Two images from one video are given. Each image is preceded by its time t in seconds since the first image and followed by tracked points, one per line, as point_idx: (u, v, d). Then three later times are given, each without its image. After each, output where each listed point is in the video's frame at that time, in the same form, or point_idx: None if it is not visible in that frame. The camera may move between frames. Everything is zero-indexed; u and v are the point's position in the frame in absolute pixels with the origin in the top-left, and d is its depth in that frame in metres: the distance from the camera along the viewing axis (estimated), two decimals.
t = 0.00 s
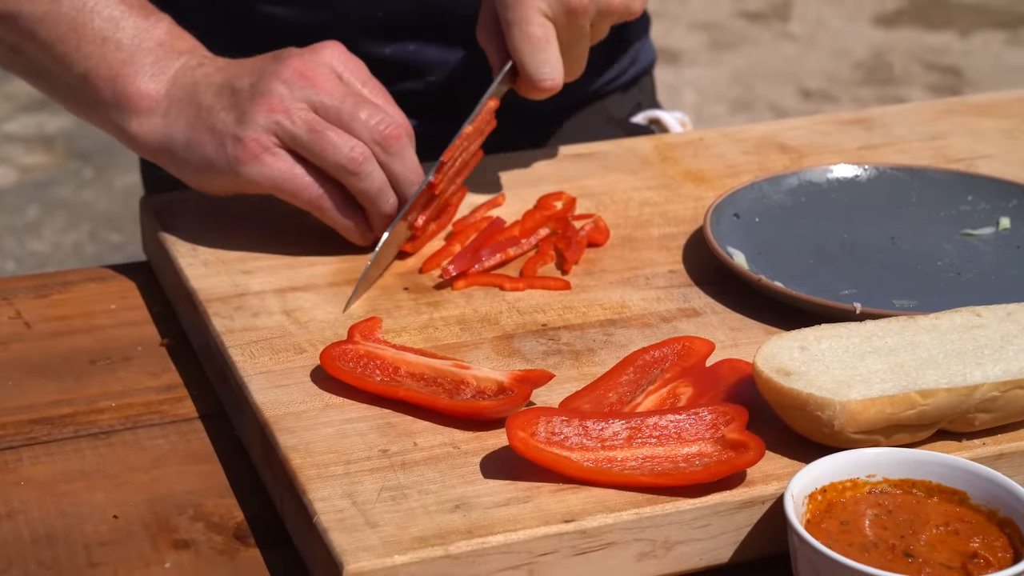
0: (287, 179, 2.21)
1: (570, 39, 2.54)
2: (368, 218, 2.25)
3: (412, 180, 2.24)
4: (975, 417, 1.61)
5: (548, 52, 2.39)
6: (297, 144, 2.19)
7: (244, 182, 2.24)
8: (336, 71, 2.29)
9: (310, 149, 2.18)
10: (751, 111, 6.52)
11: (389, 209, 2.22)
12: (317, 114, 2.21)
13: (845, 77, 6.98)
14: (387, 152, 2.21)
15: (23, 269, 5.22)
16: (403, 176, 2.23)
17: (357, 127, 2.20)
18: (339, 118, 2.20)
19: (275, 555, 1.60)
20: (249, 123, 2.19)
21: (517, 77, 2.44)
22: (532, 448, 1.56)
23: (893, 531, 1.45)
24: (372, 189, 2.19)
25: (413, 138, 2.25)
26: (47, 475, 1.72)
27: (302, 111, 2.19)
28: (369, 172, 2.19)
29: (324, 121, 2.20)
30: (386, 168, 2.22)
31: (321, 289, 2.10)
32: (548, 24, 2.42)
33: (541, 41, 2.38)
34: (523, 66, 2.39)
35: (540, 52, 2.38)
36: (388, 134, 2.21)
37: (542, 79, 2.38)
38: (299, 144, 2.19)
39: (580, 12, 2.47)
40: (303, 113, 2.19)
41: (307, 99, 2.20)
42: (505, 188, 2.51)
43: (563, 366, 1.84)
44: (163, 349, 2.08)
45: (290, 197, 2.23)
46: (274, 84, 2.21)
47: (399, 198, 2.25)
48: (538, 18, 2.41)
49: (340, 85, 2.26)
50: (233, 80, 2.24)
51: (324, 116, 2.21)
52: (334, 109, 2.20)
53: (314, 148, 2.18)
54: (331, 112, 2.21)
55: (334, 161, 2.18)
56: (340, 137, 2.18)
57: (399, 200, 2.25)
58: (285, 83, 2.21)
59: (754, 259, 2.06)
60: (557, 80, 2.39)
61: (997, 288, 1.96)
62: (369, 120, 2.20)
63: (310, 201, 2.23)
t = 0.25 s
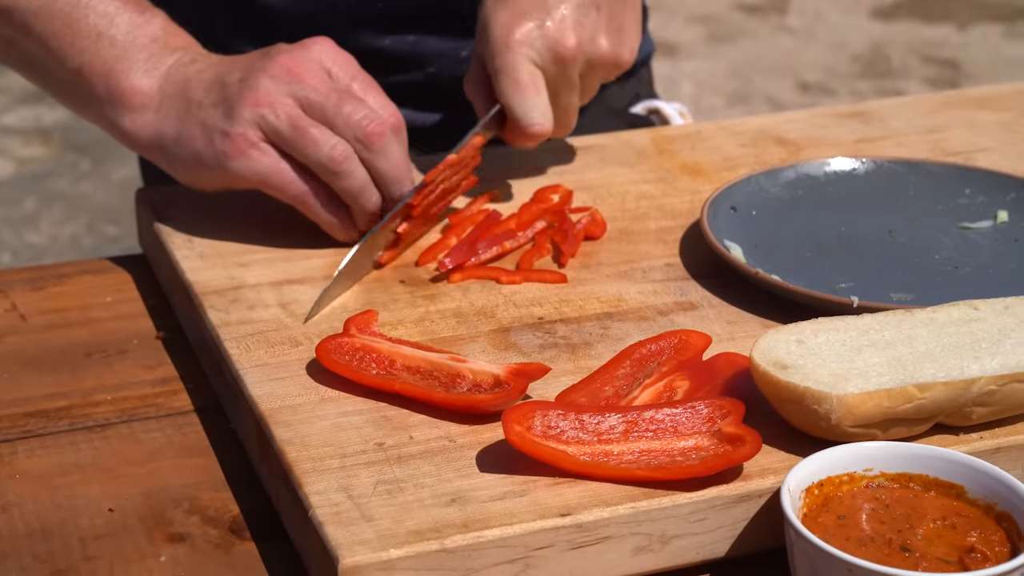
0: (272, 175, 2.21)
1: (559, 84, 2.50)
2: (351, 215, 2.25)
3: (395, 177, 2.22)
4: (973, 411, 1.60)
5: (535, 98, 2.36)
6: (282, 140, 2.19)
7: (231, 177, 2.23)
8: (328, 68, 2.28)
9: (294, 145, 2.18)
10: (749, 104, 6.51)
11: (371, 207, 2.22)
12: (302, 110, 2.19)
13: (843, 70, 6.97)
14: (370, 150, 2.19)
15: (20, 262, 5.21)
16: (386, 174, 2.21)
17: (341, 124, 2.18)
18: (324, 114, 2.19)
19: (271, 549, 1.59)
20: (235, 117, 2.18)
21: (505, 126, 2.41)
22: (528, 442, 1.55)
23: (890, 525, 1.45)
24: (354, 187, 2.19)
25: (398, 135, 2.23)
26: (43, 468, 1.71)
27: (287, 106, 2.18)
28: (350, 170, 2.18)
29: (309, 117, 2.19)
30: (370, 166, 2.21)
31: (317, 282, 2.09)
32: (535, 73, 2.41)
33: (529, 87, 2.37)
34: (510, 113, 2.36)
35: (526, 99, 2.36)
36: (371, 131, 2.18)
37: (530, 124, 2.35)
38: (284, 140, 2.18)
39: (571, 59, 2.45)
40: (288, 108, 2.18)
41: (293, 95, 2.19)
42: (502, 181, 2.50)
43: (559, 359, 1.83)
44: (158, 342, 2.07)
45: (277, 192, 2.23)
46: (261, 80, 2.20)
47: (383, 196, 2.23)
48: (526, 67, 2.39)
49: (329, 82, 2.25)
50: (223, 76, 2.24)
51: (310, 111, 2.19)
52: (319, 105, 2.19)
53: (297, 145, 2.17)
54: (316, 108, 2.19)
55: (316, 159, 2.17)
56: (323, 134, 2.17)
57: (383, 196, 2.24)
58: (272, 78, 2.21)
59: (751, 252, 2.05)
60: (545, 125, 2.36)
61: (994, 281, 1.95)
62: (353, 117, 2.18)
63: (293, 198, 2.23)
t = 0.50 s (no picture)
0: (262, 174, 2.21)
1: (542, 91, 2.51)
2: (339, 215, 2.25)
3: (385, 175, 2.23)
4: (974, 409, 1.60)
5: (516, 95, 2.38)
6: (271, 139, 2.19)
7: (221, 175, 2.23)
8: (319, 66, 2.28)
9: (283, 145, 2.19)
10: (749, 100, 6.50)
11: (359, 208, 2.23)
12: (292, 108, 2.20)
13: (843, 66, 6.96)
14: (359, 149, 2.20)
15: (18, 259, 5.20)
16: (376, 173, 2.23)
17: (331, 122, 2.19)
18: (313, 113, 2.19)
19: (269, 548, 1.59)
20: (226, 116, 2.17)
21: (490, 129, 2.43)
22: (527, 440, 1.55)
23: (891, 523, 1.44)
24: (342, 188, 2.20)
25: (387, 133, 2.24)
26: (40, 467, 1.71)
27: (276, 105, 2.18)
28: (338, 171, 2.19)
29: (299, 116, 2.20)
30: (359, 164, 2.22)
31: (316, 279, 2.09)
32: (518, 72, 2.42)
33: (512, 85, 2.38)
34: (495, 113, 2.38)
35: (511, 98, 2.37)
36: (361, 130, 2.19)
37: (515, 123, 2.36)
38: (273, 139, 2.19)
39: (552, 62, 2.47)
40: (277, 107, 2.18)
41: (283, 93, 2.20)
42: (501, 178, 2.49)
43: (559, 358, 1.82)
44: (156, 340, 2.06)
45: (268, 189, 2.23)
46: (251, 79, 2.20)
47: (372, 193, 2.25)
48: (509, 67, 2.41)
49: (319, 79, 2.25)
50: (215, 74, 2.23)
51: (299, 109, 2.20)
52: (308, 103, 2.19)
53: (286, 145, 2.18)
54: (306, 106, 2.20)
55: (305, 159, 2.18)
56: (311, 135, 2.19)
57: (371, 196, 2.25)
58: (263, 77, 2.21)
59: (751, 249, 2.05)
60: (530, 123, 2.37)
61: (995, 279, 1.95)
62: (343, 115, 2.19)
63: (282, 197, 2.22)
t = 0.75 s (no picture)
0: (258, 172, 2.21)
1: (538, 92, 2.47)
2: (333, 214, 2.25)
3: (379, 177, 2.23)
4: (973, 411, 1.59)
5: (515, 95, 2.36)
6: (267, 138, 2.19)
7: (216, 172, 2.23)
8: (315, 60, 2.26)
9: (278, 144, 2.19)
10: (747, 99, 6.49)
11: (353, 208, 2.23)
12: (288, 107, 2.19)
13: (841, 66, 6.96)
14: (354, 150, 2.20)
15: (16, 256, 5.19)
16: (370, 174, 2.22)
17: (326, 122, 2.19)
18: (308, 112, 2.19)
19: (267, 551, 1.58)
20: (221, 114, 2.17)
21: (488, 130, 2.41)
22: (526, 442, 1.54)
23: (890, 526, 1.44)
24: (337, 190, 2.20)
25: (383, 134, 2.24)
26: (37, 469, 1.70)
27: (273, 103, 2.18)
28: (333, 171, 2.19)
29: (294, 115, 2.19)
30: (354, 165, 2.22)
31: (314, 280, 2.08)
32: (516, 70, 2.40)
33: (508, 84, 2.36)
34: (494, 112, 2.36)
35: (506, 97, 2.35)
36: (355, 131, 2.19)
37: (511, 121, 2.34)
38: (268, 138, 2.19)
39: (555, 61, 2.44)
40: (273, 105, 2.18)
41: (278, 92, 2.19)
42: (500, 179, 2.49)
43: (557, 358, 1.82)
44: (154, 341, 2.06)
45: (264, 187, 2.23)
46: (246, 77, 2.19)
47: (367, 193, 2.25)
48: (506, 71, 2.39)
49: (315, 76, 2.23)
50: (210, 70, 2.23)
51: (295, 108, 2.19)
52: (304, 103, 2.19)
53: (281, 145, 2.18)
54: (301, 105, 2.19)
55: (300, 160, 2.18)
56: (308, 134, 2.18)
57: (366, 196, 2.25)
58: (259, 74, 2.20)
59: (750, 250, 2.04)
60: (527, 122, 2.35)
61: (994, 280, 1.95)
62: (337, 116, 2.19)
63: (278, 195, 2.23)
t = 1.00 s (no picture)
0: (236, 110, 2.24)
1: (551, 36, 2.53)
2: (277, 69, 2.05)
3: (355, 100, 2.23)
4: (973, 412, 1.59)
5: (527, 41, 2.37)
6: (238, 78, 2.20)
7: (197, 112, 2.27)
8: None
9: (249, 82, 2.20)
10: (746, 96, 6.48)
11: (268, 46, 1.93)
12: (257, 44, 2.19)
13: (839, 63, 6.95)
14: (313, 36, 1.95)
15: (13, 255, 5.18)
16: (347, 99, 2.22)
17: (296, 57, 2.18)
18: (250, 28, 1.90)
19: (265, 552, 1.57)
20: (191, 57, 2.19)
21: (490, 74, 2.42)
22: (525, 443, 1.53)
23: (891, 527, 1.43)
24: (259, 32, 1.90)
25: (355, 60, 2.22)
26: (34, 470, 1.69)
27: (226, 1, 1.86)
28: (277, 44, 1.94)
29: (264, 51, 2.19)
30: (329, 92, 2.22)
31: (311, 280, 2.07)
32: (535, 13, 2.42)
33: (523, 25, 2.38)
34: (500, 45, 2.37)
35: (519, 38, 2.36)
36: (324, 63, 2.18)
37: (515, 65, 2.36)
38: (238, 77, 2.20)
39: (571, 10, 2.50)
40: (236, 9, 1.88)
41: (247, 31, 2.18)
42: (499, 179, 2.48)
43: (556, 359, 1.82)
44: (151, 341, 2.05)
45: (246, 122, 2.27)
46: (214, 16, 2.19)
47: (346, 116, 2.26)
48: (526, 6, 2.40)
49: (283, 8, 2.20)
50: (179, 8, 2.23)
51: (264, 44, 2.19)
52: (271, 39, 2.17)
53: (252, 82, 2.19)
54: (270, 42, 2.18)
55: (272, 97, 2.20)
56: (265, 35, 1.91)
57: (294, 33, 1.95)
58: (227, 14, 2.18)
59: (749, 250, 2.04)
60: (531, 68, 2.37)
61: (994, 279, 1.94)
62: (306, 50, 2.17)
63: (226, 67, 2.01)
